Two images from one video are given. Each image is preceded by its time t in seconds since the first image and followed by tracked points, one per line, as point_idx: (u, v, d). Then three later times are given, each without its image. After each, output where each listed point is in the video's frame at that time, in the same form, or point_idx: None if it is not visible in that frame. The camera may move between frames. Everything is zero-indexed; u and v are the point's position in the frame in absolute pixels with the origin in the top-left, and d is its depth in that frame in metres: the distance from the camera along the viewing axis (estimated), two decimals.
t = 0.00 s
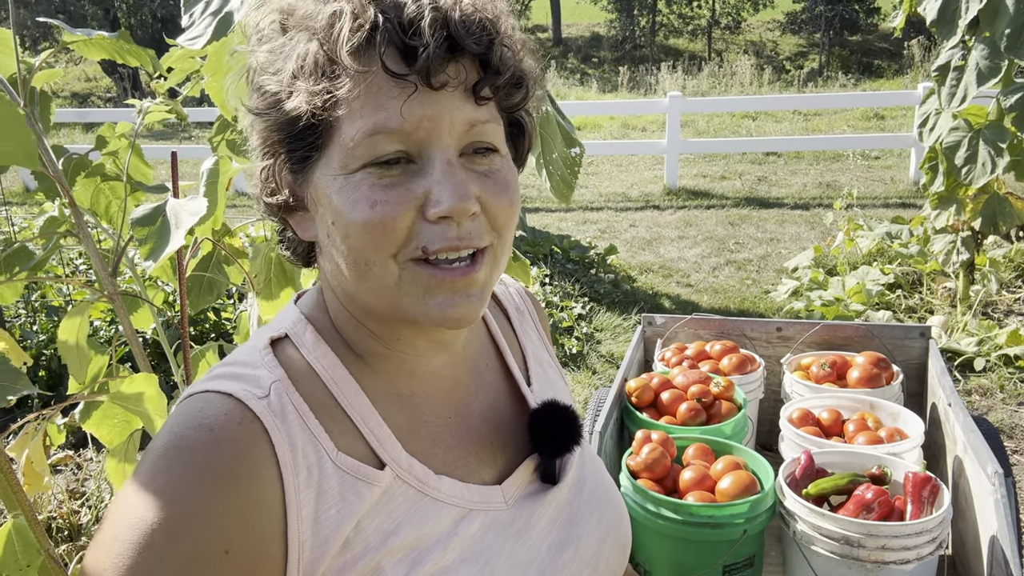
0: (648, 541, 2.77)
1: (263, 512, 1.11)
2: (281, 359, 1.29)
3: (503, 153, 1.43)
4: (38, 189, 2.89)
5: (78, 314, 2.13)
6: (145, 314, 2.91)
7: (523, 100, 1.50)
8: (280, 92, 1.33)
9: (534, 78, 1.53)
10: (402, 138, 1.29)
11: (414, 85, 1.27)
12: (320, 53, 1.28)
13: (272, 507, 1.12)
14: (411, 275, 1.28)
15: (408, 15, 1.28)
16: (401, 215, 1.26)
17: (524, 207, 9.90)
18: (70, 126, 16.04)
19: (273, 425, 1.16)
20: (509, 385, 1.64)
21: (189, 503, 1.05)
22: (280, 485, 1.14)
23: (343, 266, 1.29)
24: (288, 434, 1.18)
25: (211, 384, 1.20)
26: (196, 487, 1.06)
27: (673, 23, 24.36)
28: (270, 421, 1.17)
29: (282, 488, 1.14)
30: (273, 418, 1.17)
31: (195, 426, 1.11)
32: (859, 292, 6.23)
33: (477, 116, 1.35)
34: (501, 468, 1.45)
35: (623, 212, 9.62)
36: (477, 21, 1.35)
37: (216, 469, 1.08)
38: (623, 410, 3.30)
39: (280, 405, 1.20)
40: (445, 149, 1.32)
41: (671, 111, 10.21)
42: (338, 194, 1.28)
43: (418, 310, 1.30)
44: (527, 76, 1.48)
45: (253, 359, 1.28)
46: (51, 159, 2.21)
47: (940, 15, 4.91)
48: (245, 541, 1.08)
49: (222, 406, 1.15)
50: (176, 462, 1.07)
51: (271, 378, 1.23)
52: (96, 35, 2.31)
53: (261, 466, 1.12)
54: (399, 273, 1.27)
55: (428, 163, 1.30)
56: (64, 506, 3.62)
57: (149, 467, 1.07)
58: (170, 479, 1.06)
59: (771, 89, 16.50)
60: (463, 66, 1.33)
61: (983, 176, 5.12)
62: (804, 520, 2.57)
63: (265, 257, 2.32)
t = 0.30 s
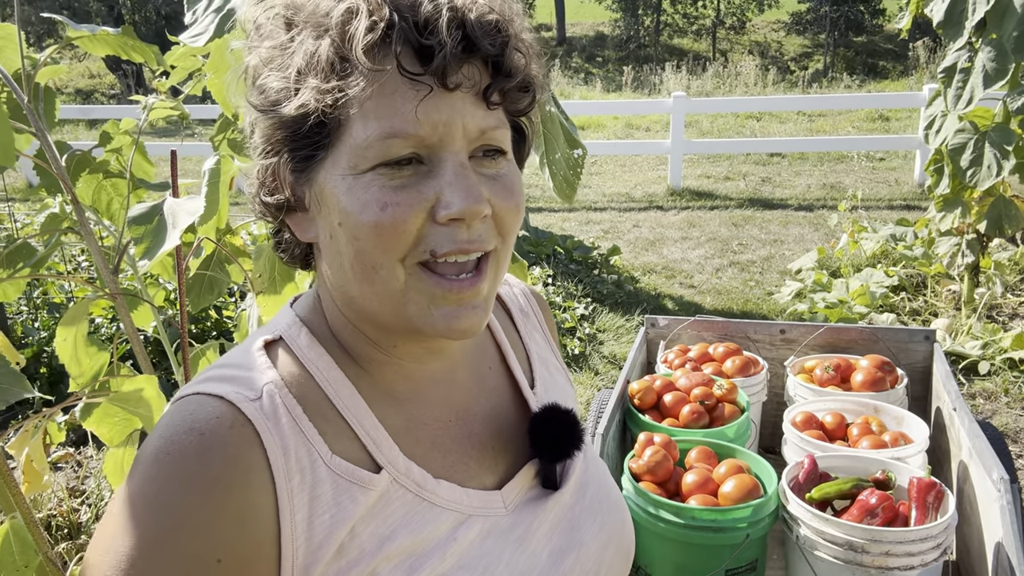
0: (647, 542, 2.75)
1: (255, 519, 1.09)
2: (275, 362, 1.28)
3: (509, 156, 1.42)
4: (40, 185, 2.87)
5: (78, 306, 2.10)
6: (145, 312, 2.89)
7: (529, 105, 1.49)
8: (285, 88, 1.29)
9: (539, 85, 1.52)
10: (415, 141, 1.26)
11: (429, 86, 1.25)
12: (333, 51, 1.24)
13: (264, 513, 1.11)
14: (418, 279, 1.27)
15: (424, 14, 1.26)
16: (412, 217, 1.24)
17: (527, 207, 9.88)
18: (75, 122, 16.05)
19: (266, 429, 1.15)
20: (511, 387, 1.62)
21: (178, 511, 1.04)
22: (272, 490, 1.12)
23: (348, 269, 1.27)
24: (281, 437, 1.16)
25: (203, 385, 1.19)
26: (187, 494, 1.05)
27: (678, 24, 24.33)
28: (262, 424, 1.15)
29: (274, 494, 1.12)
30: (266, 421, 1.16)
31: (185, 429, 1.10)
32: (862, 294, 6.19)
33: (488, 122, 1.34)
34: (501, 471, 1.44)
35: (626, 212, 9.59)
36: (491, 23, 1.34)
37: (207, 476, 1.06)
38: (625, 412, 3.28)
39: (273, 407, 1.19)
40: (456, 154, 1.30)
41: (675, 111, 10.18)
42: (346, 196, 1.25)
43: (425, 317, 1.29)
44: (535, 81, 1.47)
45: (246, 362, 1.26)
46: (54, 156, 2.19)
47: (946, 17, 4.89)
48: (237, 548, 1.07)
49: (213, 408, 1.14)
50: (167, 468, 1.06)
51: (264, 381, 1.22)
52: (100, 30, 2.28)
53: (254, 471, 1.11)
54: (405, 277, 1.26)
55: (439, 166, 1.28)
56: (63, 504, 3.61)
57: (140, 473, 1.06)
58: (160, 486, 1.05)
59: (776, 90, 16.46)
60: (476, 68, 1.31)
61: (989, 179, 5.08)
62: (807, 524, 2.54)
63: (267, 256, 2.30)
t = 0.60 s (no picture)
0: (648, 547, 2.75)
1: (250, 527, 1.09)
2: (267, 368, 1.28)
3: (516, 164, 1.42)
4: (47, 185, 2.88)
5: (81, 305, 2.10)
6: (150, 312, 2.89)
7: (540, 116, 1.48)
8: (296, 89, 1.23)
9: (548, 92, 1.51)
10: (432, 151, 1.25)
11: (453, 101, 1.25)
12: (353, 57, 1.21)
13: (259, 521, 1.10)
14: (428, 286, 1.26)
15: (452, 24, 1.25)
16: (428, 227, 1.24)
17: (531, 209, 9.88)
18: (82, 121, 16.11)
19: (259, 436, 1.15)
20: (507, 389, 1.62)
21: (171, 522, 1.04)
22: (267, 498, 1.12)
23: (356, 277, 1.25)
24: (274, 443, 1.16)
25: (194, 394, 1.18)
26: (180, 505, 1.05)
27: (684, 27, 24.33)
28: (254, 431, 1.15)
29: (269, 502, 1.12)
30: (259, 429, 1.16)
31: (176, 439, 1.09)
32: (868, 299, 6.17)
33: (502, 135, 1.33)
34: (499, 475, 1.43)
35: (631, 215, 9.59)
36: (515, 36, 1.33)
37: (200, 486, 1.06)
38: (628, 416, 3.28)
39: (265, 414, 1.18)
40: (471, 165, 1.30)
41: (681, 114, 10.16)
42: (359, 203, 1.23)
43: (429, 325, 1.29)
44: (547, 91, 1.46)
45: (238, 369, 1.26)
46: (61, 155, 2.19)
47: (953, 21, 4.87)
48: (232, 558, 1.07)
49: (205, 417, 1.13)
50: (159, 479, 1.06)
51: (256, 388, 1.21)
52: (107, 30, 2.28)
53: (248, 480, 1.11)
54: (415, 285, 1.26)
55: (456, 177, 1.28)
56: (66, 503, 3.63)
57: (131, 485, 1.06)
58: (152, 498, 1.05)
59: (782, 94, 16.45)
60: (499, 82, 1.31)
61: (995, 184, 5.07)
62: (810, 530, 2.53)
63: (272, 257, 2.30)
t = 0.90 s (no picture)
0: (650, 547, 2.74)
1: (243, 520, 1.09)
2: (260, 361, 1.28)
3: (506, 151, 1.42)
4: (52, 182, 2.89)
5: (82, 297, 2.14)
6: (154, 309, 2.90)
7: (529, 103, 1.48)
8: (283, 81, 1.23)
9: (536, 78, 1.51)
10: (424, 141, 1.25)
11: (442, 88, 1.25)
12: (340, 47, 1.20)
13: (252, 515, 1.10)
14: (423, 274, 1.27)
15: (438, 12, 1.24)
16: (421, 215, 1.24)
17: (536, 211, 9.88)
18: (90, 122, 16.18)
19: (252, 429, 1.15)
20: (503, 383, 1.62)
21: (164, 517, 1.04)
22: (260, 491, 1.12)
23: (349, 267, 1.25)
24: (267, 437, 1.16)
25: (187, 388, 1.18)
26: (173, 499, 1.05)
27: (691, 31, 24.32)
28: (247, 425, 1.15)
29: (262, 495, 1.12)
30: (252, 422, 1.16)
31: (168, 433, 1.10)
32: (873, 302, 6.15)
33: (492, 122, 1.34)
34: (494, 468, 1.43)
35: (636, 217, 9.58)
36: (500, 22, 1.33)
37: (193, 480, 1.06)
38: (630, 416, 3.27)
39: (258, 407, 1.18)
40: (463, 154, 1.30)
41: (686, 117, 10.15)
42: (351, 193, 1.23)
43: (425, 312, 1.29)
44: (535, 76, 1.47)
45: (232, 362, 1.26)
46: (66, 152, 2.20)
47: (959, 24, 4.86)
48: (225, 551, 1.07)
49: (198, 410, 1.13)
50: (151, 473, 1.06)
51: (249, 381, 1.22)
52: (112, 28, 2.29)
53: (241, 472, 1.11)
54: (410, 274, 1.26)
55: (447, 166, 1.28)
56: (69, 499, 3.64)
57: (124, 480, 1.06)
58: (144, 493, 1.05)
59: (788, 98, 16.42)
60: (486, 68, 1.31)
61: (1001, 187, 5.05)
62: (811, 531, 2.52)
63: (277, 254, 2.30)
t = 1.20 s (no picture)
0: (653, 551, 2.73)
1: (234, 523, 1.09)
2: (255, 362, 1.27)
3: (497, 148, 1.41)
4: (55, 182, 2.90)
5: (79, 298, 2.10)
6: (156, 309, 2.90)
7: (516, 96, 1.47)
8: (262, 83, 1.24)
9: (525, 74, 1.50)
10: (409, 139, 1.24)
11: (425, 83, 1.24)
12: (318, 46, 1.20)
13: (243, 518, 1.10)
14: (413, 273, 1.26)
15: (417, 7, 1.24)
16: (407, 214, 1.23)
17: (541, 214, 9.88)
18: (95, 124, 16.23)
19: (244, 431, 1.14)
20: (500, 385, 1.61)
21: (155, 520, 1.03)
22: (252, 494, 1.11)
23: (338, 267, 1.24)
24: (260, 439, 1.15)
25: (179, 389, 1.18)
26: (163, 502, 1.04)
27: (696, 33, 24.30)
28: (240, 426, 1.14)
29: (253, 499, 1.11)
30: (244, 424, 1.15)
31: (160, 435, 1.09)
32: (878, 306, 6.12)
33: (479, 119, 1.33)
34: (490, 471, 1.42)
35: (640, 220, 9.57)
36: (481, 17, 1.33)
37: (184, 482, 1.06)
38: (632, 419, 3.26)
39: (251, 409, 1.18)
40: (450, 151, 1.29)
41: (691, 119, 10.13)
42: (336, 193, 1.22)
43: (415, 310, 1.28)
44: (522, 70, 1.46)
45: (226, 363, 1.26)
46: (69, 153, 2.19)
47: (965, 27, 4.84)
48: (216, 554, 1.06)
49: (190, 411, 1.13)
50: (142, 475, 1.05)
51: (242, 382, 1.21)
52: (114, 29, 2.29)
53: (232, 475, 1.10)
54: (399, 273, 1.25)
55: (434, 163, 1.27)
56: (71, 500, 3.64)
57: (115, 481, 1.06)
58: (135, 495, 1.04)
59: (793, 101, 16.39)
60: (469, 62, 1.31)
61: (1007, 191, 5.03)
62: (813, 535, 2.51)
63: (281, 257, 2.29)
